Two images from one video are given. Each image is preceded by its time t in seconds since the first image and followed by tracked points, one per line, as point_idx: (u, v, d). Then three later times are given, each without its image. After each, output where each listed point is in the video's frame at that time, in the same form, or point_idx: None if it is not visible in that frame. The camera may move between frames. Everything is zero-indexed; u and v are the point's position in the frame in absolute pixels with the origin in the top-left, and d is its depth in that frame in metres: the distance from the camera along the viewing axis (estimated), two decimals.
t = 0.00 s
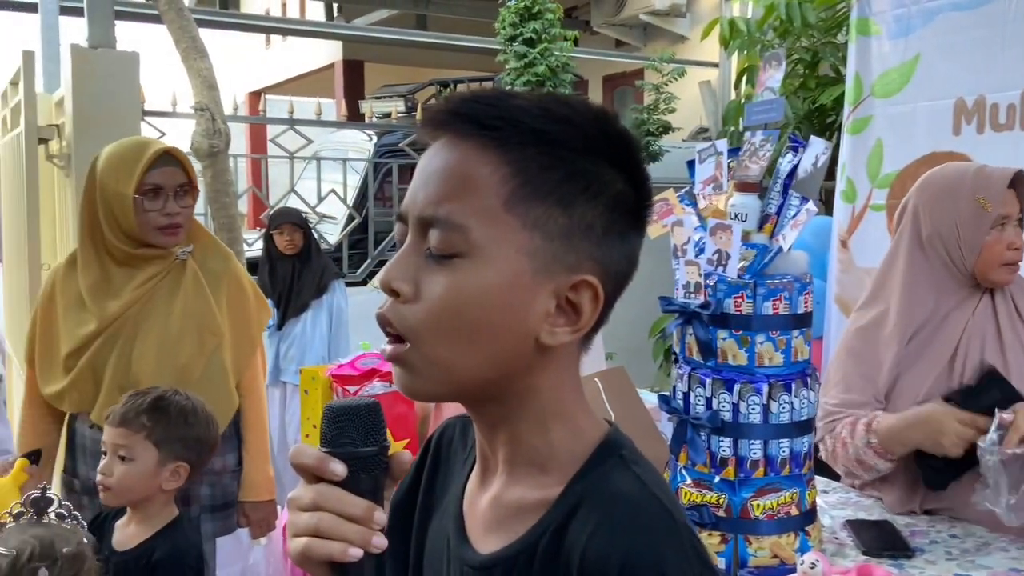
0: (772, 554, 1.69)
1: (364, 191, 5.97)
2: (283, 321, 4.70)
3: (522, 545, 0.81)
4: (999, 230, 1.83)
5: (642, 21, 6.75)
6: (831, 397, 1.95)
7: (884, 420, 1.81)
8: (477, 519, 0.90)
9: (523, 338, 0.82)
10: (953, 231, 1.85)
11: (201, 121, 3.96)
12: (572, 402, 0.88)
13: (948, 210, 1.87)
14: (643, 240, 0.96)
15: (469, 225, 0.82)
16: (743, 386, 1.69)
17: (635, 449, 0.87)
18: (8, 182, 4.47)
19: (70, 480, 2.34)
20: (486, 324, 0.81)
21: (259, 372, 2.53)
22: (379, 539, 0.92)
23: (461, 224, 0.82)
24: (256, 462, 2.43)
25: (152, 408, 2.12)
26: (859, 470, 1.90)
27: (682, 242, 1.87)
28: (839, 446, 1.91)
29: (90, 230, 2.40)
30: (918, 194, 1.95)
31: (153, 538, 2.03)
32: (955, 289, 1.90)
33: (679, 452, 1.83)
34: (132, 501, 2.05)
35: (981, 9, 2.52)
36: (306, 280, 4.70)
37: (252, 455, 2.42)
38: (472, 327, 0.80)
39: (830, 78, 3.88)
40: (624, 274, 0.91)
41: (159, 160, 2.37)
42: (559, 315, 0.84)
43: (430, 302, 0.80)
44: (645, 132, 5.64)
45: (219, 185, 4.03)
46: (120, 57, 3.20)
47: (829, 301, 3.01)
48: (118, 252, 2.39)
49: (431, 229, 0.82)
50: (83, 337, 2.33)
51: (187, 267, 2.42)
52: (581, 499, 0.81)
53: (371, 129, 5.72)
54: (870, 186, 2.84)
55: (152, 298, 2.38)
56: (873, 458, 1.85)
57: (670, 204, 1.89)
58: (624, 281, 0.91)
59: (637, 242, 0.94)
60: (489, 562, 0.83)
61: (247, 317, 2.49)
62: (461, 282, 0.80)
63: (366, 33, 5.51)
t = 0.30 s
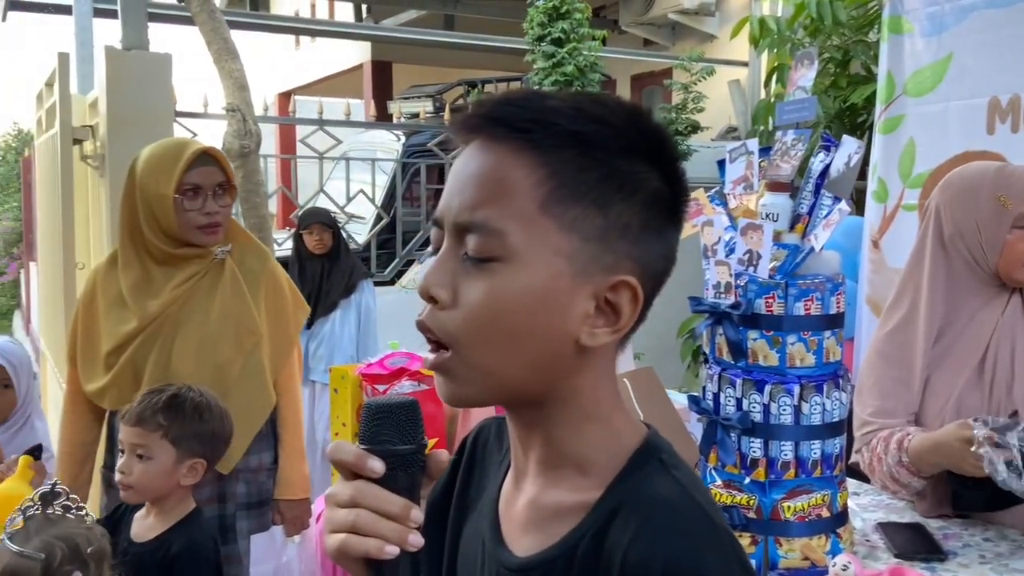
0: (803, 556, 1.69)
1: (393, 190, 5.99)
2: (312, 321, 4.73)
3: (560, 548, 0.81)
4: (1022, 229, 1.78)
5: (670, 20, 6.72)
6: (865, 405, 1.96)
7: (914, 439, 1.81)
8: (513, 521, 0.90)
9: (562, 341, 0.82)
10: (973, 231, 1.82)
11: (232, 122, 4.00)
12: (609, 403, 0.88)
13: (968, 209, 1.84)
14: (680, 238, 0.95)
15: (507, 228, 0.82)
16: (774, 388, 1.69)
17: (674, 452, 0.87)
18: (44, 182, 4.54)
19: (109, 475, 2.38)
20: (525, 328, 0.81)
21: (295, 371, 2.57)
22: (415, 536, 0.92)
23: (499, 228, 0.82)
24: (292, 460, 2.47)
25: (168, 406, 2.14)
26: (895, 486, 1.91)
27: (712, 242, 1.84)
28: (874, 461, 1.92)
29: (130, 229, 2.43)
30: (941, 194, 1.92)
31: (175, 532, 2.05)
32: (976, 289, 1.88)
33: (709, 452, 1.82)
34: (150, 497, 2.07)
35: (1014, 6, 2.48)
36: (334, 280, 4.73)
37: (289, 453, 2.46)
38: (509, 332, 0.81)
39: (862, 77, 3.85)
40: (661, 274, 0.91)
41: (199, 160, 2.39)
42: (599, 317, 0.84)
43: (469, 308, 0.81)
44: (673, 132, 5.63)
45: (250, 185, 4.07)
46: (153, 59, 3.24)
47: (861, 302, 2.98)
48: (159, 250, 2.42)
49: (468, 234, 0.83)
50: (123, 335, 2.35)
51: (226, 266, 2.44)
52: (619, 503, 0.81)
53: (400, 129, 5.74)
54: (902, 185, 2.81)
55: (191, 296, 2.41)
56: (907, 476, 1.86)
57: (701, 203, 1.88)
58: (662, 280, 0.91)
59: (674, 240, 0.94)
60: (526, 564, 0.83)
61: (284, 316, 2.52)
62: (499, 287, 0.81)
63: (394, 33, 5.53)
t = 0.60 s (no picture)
0: (834, 559, 1.68)
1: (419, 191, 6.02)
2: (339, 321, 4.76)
3: (601, 551, 0.82)
4: None
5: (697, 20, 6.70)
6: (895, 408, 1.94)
7: (957, 445, 1.79)
8: (554, 523, 0.90)
9: (601, 341, 0.83)
10: (1003, 230, 1.80)
11: (262, 123, 4.04)
12: (648, 404, 0.88)
13: (997, 208, 1.81)
14: (720, 238, 0.95)
15: (545, 228, 0.82)
16: (805, 389, 1.68)
17: (714, 455, 0.87)
18: (76, 183, 4.59)
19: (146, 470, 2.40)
20: (565, 330, 0.81)
21: (328, 371, 2.58)
22: (456, 533, 0.93)
23: (536, 227, 0.82)
24: (324, 460, 2.46)
25: (196, 402, 2.15)
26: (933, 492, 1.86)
27: (742, 243, 1.84)
28: (911, 466, 1.87)
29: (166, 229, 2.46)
30: (970, 193, 1.88)
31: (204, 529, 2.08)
32: (1006, 288, 1.86)
33: (738, 453, 1.82)
34: (177, 492, 2.10)
35: None
36: (361, 280, 4.75)
37: (320, 453, 2.46)
38: (548, 332, 0.81)
39: (891, 75, 3.81)
40: (700, 274, 0.91)
41: (233, 161, 2.42)
42: (636, 318, 0.84)
43: (507, 307, 0.81)
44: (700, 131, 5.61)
45: (279, 185, 4.10)
46: (184, 60, 3.27)
47: (891, 303, 2.94)
48: (193, 251, 2.44)
49: (507, 233, 0.83)
50: (159, 333, 2.38)
51: (259, 267, 2.47)
52: (661, 506, 0.81)
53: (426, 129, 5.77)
54: (932, 185, 2.77)
55: (224, 296, 2.43)
56: (947, 483, 1.81)
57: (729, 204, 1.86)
58: (701, 280, 0.91)
59: (714, 241, 0.94)
60: (568, 566, 0.83)
61: (317, 317, 2.53)
62: (536, 286, 0.81)
63: (422, 34, 5.55)
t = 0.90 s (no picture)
0: (860, 560, 1.68)
1: (441, 191, 6.04)
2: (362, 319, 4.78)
3: (631, 553, 0.82)
4: None
5: (720, 18, 6.67)
6: (926, 411, 1.91)
7: (988, 445, 1.77)
8: (584, 524, 0.90)
9: (631, 341, 0.82)
10: None
11: (286, 123, 4.07)
12: (678, 405, 0.88)
13: None
14: (753, 239, 0.95)
15: (576, 228, 0.82)
16: (831, 390, 1.67)
17: (746, 458, 0.87)
18: (103, 184, 4.64)
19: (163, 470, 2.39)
20: (595, 331, 0.81)
21: (353, 369, 2.59)
22: (485, 533, 0.93)
23: (568, 227, 0.82)
24: (349, 460, 2.48)
25: (219, 398, 2.17)
26: (962, 494, 1.85)
27: (768, 242, 1.85)
28: (942, 469, 1.86)
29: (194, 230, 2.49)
30: (996, 192, 1.86)
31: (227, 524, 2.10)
32: None
33: (764, 455, 1.80)
34: (198, 488, 2.12)
35: None
36: (384, 279, 4.76)
37: (345, 453, 2.47)
38: (578, 332, 0.81)
39: (917, 74, 3.78)
40: (733, 274, 0.90)
41: (259, 161, 2.44)
42: (667, 319, 0.84)
43: (537, 307, 0.82)
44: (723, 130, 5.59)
45: (303, 185, 4.13)
46: (210, 61, 3.30)
47: (917, 304, 2.89)
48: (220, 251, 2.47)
49: (538, 233, 0.84)
50: (186, 332, 2.41)
51: (286, 266, 2.48)
52: (692, 508, 0.81)
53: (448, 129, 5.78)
54: (960, 184, 2.74)
55: (251, 295, 2.45)
56: (977, 482, 1.79)
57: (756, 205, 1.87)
58: (734, 281, 0.90)
59: (747, 242, 0.93)
60: (600, 567, 0.83)
61: (342, 316, 2.54)
62: (567, 287, 0.81)
63: (444, 35, 5.57)
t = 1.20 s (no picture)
0: (885, 562, 1.68)
1: (463, 190, 6.05)
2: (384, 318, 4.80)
3: (658, 552, 0.82)
4: None
5: (743, 16, 6.64)
6: (948, 411, 1.90)
7: (999, 435, 1.77)
8: (610, 523, 0.90)
9: (658, 341, 0.82)
10: None
11: (309, 123, 4.08)
12: (704, 405, 0.87)
13: None
14: (780, 238, 0.94)
15: (603, 228, 0.82)
16: (857, 390, 1.66)
17: (773, 458, 0.86)
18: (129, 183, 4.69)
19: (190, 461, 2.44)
20: (622, 330, 0.81)
21: (376, 368, 2.59)
22: (511, 531, 0.93)
23: (595, 227, 0.82)
24: (372, 459, 2.47)
25: (239, 398, 2.18)
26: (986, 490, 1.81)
27: (793, 241, 1.85)
28: (961, 465, 1.83)
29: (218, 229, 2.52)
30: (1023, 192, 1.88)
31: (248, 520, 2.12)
32: None
33: (788, 455, 1.79)
34: (221, 486, 2.15)
35: None
36: (406, 278, 4.78)
37: (367, 453, 2.46)
38: (605, 332, 0.81)
39: (943, 72, 3.73)
40: (761, 273, 0.90)
41: (278, 161, 2.45)
42: (694, 318, 0.84)
43: (564, 306, 0.82)
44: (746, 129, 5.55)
45: (326, 185, 4.15)
46: (233, 62, 3.32)
47: (942, 303, 2.85)
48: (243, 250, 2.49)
49: (565, 232, 0.84)
50: (210, 330, 2.44)
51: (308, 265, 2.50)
52: (719, 508, 0.81)
53: (469, 129, 5.79)
54: (986, 183, 2.71)
55: (272, 295, 2.47)
56: (995, 475, 1.77)
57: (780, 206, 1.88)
58: (762, 279, 0.90)
59: (775, 240, 0.93)
60: (626, 567, 0.83)
61: (365, 315, 2.54)
62: (593, 286, 0.81)
63: (465, 34, 5.58)
